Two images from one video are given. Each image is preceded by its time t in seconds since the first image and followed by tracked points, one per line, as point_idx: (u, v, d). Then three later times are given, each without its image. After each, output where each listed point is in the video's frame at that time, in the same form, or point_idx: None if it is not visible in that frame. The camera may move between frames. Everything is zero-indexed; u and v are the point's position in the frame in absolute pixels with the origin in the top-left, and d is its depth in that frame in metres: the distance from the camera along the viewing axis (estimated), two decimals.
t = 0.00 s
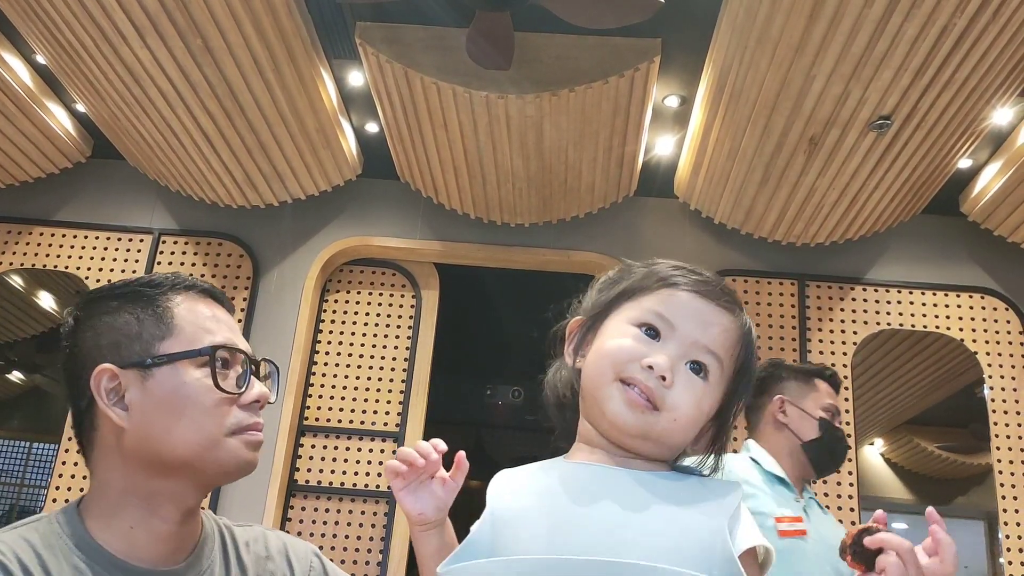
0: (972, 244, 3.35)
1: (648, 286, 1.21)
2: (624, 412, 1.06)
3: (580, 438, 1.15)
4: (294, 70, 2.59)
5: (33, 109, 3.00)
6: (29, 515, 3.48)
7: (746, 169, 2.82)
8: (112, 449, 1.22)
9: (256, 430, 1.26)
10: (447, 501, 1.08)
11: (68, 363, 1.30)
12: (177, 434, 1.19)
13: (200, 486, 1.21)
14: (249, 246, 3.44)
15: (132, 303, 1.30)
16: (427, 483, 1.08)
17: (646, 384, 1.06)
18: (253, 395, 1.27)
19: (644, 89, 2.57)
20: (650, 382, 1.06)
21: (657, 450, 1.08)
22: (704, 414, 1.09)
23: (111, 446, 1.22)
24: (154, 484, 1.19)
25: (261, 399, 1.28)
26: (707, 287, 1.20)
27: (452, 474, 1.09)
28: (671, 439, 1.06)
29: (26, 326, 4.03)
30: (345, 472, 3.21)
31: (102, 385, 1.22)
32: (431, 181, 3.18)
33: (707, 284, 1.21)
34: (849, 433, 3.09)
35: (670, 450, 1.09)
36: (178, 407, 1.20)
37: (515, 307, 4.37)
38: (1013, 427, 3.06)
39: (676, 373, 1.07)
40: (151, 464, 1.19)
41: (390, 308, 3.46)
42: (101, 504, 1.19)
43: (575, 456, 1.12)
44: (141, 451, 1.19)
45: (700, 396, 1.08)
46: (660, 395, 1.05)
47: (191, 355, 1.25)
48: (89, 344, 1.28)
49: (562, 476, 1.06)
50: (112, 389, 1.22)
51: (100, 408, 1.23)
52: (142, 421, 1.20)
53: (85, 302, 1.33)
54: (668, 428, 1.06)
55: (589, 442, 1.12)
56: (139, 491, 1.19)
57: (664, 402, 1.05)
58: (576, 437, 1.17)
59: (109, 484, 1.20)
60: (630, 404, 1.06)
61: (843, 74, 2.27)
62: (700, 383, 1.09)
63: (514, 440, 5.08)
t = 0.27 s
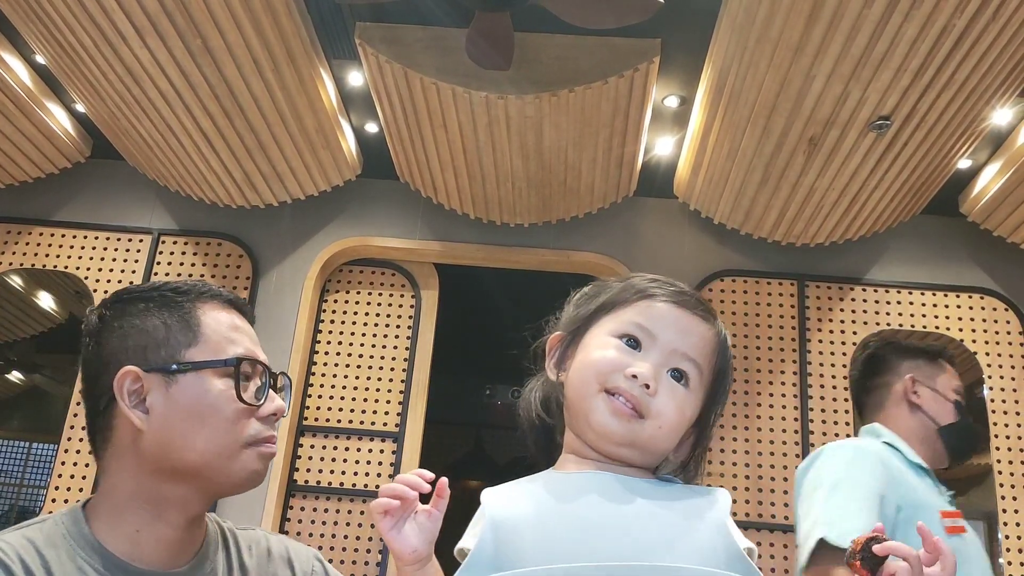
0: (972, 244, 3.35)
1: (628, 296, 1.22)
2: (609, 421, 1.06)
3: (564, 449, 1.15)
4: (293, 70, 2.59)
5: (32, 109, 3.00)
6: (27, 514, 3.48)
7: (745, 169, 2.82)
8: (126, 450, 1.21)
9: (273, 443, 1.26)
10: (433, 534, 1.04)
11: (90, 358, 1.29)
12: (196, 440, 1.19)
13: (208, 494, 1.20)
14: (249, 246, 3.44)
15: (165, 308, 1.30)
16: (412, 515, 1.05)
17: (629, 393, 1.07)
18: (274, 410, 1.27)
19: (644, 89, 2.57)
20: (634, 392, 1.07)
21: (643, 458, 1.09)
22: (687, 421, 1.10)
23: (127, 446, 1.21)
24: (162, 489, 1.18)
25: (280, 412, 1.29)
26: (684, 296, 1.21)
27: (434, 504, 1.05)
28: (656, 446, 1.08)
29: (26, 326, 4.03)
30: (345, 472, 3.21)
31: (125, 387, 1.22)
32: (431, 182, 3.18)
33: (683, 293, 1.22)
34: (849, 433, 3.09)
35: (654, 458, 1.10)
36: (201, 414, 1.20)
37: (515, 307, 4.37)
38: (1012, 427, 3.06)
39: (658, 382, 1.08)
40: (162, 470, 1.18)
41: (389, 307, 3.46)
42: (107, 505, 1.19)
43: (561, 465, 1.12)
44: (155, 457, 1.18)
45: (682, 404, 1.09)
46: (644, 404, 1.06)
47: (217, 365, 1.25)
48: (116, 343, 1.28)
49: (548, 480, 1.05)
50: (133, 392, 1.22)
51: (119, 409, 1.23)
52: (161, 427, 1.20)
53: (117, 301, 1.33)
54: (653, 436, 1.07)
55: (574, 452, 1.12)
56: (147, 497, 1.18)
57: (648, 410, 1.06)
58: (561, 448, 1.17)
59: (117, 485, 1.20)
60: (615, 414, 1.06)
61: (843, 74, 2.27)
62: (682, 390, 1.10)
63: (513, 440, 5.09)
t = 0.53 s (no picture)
0: (971, 244, 3.36)
1: (602, 295, 1.26)
2: (581, 412, 1.10)
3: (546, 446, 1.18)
4: (293, 70, 2.59)
5: (32, 108, 2.99)
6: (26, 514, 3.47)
7: (745, 169, 2.82)
8: (158, 447, 1.13)
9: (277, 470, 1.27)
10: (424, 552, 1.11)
11: (138, 342, 1.15)
12: (237, 462, 1.15)
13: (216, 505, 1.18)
14: (248, 246, 3.44)
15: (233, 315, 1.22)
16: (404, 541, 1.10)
17: (598, 383, 1.10)
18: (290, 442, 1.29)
19: (644, 89, 2.57)
20: (603, 382, 1.10)
21: (618, 449, 1.11)
22: (659, 410, 1.12)
23: (163, 443, 1.13)
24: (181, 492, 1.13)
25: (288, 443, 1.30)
26: (657, 291, 1.25)
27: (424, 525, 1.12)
28: (630, 436, 1.10)
29: (26, 326, 4.03)
30: (344, 472, 3.21)
31: (194, 388, 1.13)
32: (431, 181, 3.18)
33: (656, 290, 1.26)
34: (848, 433, 3.09)
35: (631, 449, 1.12)
36: (254, 440, 1.17)
37: (515, 308, 4.37)
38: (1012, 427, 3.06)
39: (627, 371, 1.11)
40: (190, 475, 1.13)
41: (389, 307, 3.46)
42: (113, 492, 1.11)
43: (543, 467, 1.14)
44: (191, 464, 1.13)
45: (653, 393, 1.12)
46: (613, 393, 1.10)
47: (277, 395, 1.22)
48: (181, 336, 1.16)
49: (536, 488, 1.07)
50: (199, 396, 1.14)
51: (170, 405, 1.14)
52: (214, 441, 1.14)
53: (172, 289, 1.21)
54: (625, 425, 1.09)
55: (553, 448, 1.15)
56: (164, 496, 1.12)
57: (617, 399, 1.09)
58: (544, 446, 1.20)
59: (134, 475, 1.11)
60: (586, 404, 1.10)
61: (842, 75, 2.27)
62: (653, 380, 1.13)
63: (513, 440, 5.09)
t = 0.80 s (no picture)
0: (971, 244, 3.36)
1: (607, 291, 1.26)
2: (587, 409, 1.10)
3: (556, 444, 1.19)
4: (292, 70, 2.59)
5: (32, 108, 2.99)
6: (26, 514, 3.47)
7: (744, 169, 2.83)
8: (164, 451, 1.05)
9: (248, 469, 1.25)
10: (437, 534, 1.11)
11: (161, 341, 1.06)
12: (221, 475, 1.11)
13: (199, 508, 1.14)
14: (248, 246, 3.44)
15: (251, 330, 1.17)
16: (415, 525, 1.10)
17: (604, 380, 1.10)
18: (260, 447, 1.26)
19: (643, 89, 2.57)
20: (608, 379, 1.10)
21: (627, 445, 1.11)
22: (667, 404, 1.12)
23: (168, 448, 1.05)
24: (178, 494, 1.07)
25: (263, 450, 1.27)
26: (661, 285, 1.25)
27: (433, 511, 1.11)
28: (638, 430, 1.10)
29: (25, 326, 4.05)
30: (344, 471, 3.21)
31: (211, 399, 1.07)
32: (430, 181, 3.18)
33: (662, 282, 1.25)
34: (848, 433, 3.09)
35: (639, 445, 1.13)
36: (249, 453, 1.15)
37: (514, 308, 4.37)
38: (1011, 427, 3.06)
39: (632, 366, 1.11)
40: (190, 478, 1.08)
41: (388, 307, 3.46)
42: (107, 485, 1.01)
43: (554, 463, 1.16)
44: (193, 468, 1.07)
45: (660, 387, 1.12)
46: (619, 389, 1.10)
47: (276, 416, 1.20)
48: (206, 344, 1.09)
49: (541, 486, 1.08)
50: (213, 406, 1.08)
51: (181, 410, 1.06)
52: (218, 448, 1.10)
53: (188, 292, 1.13)
54: (632, 422, 1.09)
55: (563, 447, 1.16)
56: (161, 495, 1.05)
57: (623, 395, 1.10)
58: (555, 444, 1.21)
59: (131, 472, 1.03)
60: (592, 402, 1.10)
61: (842, 75, 2.27)
62: (660, 375, 1.13)
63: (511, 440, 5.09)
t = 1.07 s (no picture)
0: (972, 240, 3.36)
1: (637, 293, 1.29)
2: (615, 418, 1.14)
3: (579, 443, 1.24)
4: (293, 65, 2.58)
5: (32, 104, 2.99)
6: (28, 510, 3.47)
7: (746, 165, 2.82)
8: (146, 445, 1.13)
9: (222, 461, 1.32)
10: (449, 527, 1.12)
11: (143, 337, 1.14)
12: (198, 469, 1.20)
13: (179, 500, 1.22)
14: (248, 242, 3.44)
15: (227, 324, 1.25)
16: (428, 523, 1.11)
17: (632, 391, 1.14)
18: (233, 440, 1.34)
19: (645, 84, 2.57)
20: (636, 390, 1.14)
21: (650, 452, 1.16)
22: (691, 416, 1.17)
23: (149, 441, 1.13)
24: (159, 486, 1.14)
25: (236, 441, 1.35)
26: (691, 290, 1.28)
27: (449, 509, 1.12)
28: (662, 440, 1.15)
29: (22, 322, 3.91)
30: (345, 467, 3.21)
31: (191, 394, 1.16)
32: (430, 176, 3.18)
33: (693, 287, 1.29)
34: (849, 429, 3.09)
35: (661, 452, 1.18)
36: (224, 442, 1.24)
37: (514, 304, 4.37)
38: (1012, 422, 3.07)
39: (660, 378, 1.15)
40: (172, 472, 1.15)
41: (389, 303, 3.46)
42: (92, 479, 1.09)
43: (577, 463, 1.21)
44: (175, 461, 1.15)
45: (686, 399, 1.16)
46: (646, 401, 1.14)
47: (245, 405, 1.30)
48: (186, 340, 1.17)
49: (555, 486, 1.14)
50: (192, 400, 1.16)
51: (162, 404, 1.14)
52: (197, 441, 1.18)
53: (167, 287, 1.21)
54: (656, 432, 1.14)
55: (587, 449, 1.21)
56: (144, 488, 1.12)
57: (650, 406, 1.14)
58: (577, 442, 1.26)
59: (115, 466, 1.10)
60: (619, 412, 1.14)
61: (844, 70, 2.27)
62: (686, 386, 1.17)
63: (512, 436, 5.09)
